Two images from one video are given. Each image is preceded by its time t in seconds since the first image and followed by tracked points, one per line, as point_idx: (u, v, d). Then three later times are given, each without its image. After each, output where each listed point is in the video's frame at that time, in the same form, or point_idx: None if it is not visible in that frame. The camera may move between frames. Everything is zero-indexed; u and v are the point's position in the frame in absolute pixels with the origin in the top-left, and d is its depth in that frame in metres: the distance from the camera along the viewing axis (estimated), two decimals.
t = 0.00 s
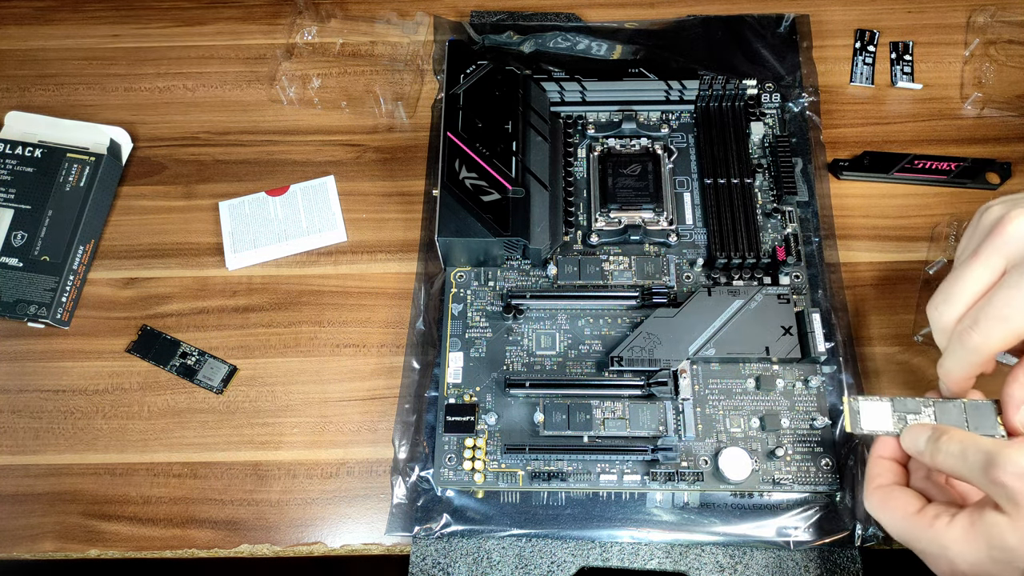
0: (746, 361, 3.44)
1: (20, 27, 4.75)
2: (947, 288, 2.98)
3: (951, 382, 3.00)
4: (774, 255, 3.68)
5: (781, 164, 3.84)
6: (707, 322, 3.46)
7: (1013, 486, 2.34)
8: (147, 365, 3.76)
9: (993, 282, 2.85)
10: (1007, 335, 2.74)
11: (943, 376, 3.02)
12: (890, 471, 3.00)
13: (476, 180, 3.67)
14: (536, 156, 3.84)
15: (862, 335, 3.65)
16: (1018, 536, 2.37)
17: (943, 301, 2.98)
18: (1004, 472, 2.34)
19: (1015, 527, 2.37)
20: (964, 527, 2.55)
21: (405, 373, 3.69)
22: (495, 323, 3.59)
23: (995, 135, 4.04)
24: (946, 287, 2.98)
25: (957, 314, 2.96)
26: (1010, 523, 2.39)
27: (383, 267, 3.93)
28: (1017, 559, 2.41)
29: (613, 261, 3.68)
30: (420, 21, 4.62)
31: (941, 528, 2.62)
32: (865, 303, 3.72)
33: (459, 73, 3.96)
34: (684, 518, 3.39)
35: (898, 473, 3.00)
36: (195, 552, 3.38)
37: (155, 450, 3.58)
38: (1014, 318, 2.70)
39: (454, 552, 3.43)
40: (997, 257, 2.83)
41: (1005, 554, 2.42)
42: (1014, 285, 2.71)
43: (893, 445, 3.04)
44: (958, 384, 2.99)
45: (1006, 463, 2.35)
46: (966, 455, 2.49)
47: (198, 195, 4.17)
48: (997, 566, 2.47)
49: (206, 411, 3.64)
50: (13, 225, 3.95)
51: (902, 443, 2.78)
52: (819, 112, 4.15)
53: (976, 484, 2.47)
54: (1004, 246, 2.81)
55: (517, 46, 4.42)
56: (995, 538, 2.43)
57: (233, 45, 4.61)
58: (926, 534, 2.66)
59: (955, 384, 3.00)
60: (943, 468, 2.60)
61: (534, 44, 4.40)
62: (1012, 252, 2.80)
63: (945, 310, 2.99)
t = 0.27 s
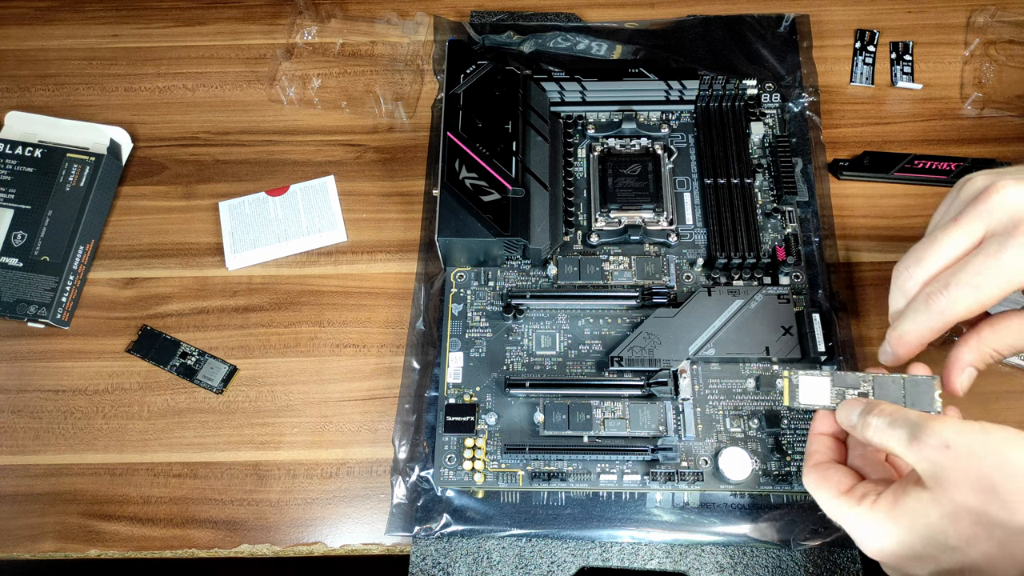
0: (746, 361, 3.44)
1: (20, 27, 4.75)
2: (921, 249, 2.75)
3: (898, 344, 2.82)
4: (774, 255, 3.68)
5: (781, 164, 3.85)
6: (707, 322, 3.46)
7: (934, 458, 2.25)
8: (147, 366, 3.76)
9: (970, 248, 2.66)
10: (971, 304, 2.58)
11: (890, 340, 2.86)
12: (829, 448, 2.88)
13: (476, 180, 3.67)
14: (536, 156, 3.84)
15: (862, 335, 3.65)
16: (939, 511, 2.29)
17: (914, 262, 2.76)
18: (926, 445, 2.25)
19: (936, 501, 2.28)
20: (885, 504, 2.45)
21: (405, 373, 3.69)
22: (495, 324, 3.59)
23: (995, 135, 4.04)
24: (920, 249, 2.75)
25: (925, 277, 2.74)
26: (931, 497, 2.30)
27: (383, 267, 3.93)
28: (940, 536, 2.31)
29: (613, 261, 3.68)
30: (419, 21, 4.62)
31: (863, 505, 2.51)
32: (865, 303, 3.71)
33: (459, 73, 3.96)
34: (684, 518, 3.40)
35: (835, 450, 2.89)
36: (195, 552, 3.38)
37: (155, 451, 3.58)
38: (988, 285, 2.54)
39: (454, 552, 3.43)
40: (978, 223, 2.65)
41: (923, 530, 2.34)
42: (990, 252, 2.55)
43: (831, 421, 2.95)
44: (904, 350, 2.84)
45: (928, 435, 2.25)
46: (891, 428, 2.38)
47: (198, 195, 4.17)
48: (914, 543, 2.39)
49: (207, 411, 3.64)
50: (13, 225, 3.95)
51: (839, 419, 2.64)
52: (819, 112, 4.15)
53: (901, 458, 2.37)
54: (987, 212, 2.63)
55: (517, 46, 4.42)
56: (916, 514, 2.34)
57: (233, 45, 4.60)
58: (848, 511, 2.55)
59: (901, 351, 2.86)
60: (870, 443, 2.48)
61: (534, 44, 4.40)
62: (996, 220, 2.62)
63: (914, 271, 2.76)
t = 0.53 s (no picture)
0: (746, 361, 3.44)
1: (20, 27, 4.75)
2: (921, 278, 2.62)
3: (895, 375, 2.81)
4: (774, 255, 3.68)
5: (781, 164, 3.85)
6: (707, 322, 3.46)
7: (901, 445, 2.35)
8: (147, 365, 3.76)
9: (971, 280, 2.59)
10: (974, 345, 2.58)
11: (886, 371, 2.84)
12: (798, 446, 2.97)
13: (476, 180, 3.67)
14: (536, 156, 3.84)
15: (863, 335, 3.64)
16: (905, 499, 2.36)
17: (916, 293, 2.62)
18: (892, 432, 2.36)
19: (902, 488, 2.36)
20: (852, 497, 2.51)
21: (405, 373, 3.69)
22: (495, 323, 3.59)
23: (995, 135, 4.04)
24: (921, 277, 2.61)
25: (925, 308, 2.64)
26: (897, 485, 2.38)
27: (383, 267, 3.93)
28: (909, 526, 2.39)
29: (613, 261, 3.68)
30: (419, 21, 4.62)
31: (832, 497, 2.58)
32: (865, 303, 3.71)
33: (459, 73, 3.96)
34: (684, 518, 3.40)
35: (802, 448, 2.99)
36: (195, 552, 3.38)
37: (155, 451, 3.58)
38: (994, 326, 2.54)
39: (454, 552, 3.43)
40: (982, 256, 2.56)
41: (890, 519, 2.40)
42: (996, 296, 2.53)
43: (797, 419, 3.10)
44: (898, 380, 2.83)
45: (895, 422, 2.37)
46: (859, 417, 2.49)
47: (198, 195, 4.17)
48: (881, 533, 2.45)
49: (206, 411, 3.64)
50: (13, 225, 3.95)
51: (807, 412, 2.77)
52: (819, 112, 4.15)
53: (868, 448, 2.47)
54: (992, 249, 2.56)
55: (517, 46, 4.42)
56: (882, 502, 2.41)
57: (233, 45, 4.60)
58: (818, 504, 2.61)
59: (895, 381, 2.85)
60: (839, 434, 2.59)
61: (534, 44, 4.41)
62: (1000, 254, 2.55)
63: (913, 301, 2.65)
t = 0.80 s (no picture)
0: (746, 361, 3.44)
1: (21, 27, 4.75)
2: (910, 276, 2.65)
3: (884, 371, 2.85)
4: (774, 255, 3.68)
5: (781, 164, 3.85)
6: (707, 322, 3.46)
7: (884, 443, 2.34)
8: (147, 365, 3.76)
9: (958, 278, 2.63)
10: (961, 340, 2.65)
11: (875, 367, 2.88)
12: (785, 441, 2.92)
13: (476, 180, 3.67)
14: (536, 155, 3.84)
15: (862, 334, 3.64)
16: (885, 496, 2.33)
17: (905, 291, 2.66)
18: (876, 429, 2.35)
19: (881, 485, 2.34)
20: (835, 494, 2.48)
21: (405, 373, 3.69)
22: (495, 324, 3.59)
23: (995, 135, 4.04)
24: (909, 277, 2.65)
25: (914, 304, 2.67)
26: (877, 481, 2.36)
27: (383, 267, 3.93)
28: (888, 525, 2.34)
29: (613, 261, 3.68)
30: (420, 21, 4.62)
31: (815, 495, 2.56)
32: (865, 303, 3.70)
33: (459, 73, 3.96)
34: (685, 518, 3.40)
35: (790, 443, 2.93)
36: (196, 552, 3.39)
37: (155, 451, 3.58)
38: (979, 323, 2.61)
39: (454, 551, 3.44)
40: (968, 254, 2.61)
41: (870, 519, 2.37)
42: (981, 293, 2.59)
43: (785, 414, 3.02)
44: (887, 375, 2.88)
45: (880, 420, 2.36)
46: (846, 414, 2.49)
47: (198, 195, 4.17)
48: (859, 532, 2.41)
49: (206, 411, 3.64)
50: (13, 225, 3.95)
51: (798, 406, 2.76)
52: (819, 112, 4.15)
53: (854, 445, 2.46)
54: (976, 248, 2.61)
55: (517, 46, 4.42)
56: (860, 499, 2.38)
57: (233, 45, 4.60)
58: (801, 501, 2.59)
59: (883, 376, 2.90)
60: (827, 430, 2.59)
61: (534, 44, 4.40)
62: (985, 253, 2.60)
63: (903, 299, 2.68)
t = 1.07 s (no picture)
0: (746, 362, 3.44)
1: (21, 27, 4.75)
2: (898, 276, 2.63)
3: (870, 369, 2.81)
4: (774, 255, 3.68)
5: (781, 164, 3.85)
6: (707, 322, 3.46)
7: (855, 422, 2.40)
8: (147, 365, 3.76)
9: (944, 278, 2.63)
10: (948, 339, 2.64)
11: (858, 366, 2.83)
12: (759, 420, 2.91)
13: (476, 180, 3.67)
14: (536, 155, 3.84)
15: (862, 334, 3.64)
16: (852, 474, 2.38)
17: (893, 290, 2.63)
18: (849, 408, 2.41)
19: (849, 461, 2.39)
20: (805, 471, 2.52)
21: (405, 373, 3.69)
22: (495, 324, 3.59)
23: (995, 135, 4.04)
24: (899, 276, 2.62)
25: (902, 304, 2.65)
26: (845, 458, 2.41)
27: (383, 267, 3.93)
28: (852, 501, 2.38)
29: (613, 261, 3.68)
30: (420, 21, 4.61)
31: (784, 473, 2.59)
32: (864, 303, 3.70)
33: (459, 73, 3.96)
34: (684, 518, 3.39)
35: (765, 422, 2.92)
36: (196, 552, 3.39)
37: (155, 451, 3.58)
38: (966, 322, 2.62)
39: (454, 551, 3.44)
40: (955, 253, 2.60)
41: (837, 495, 2.41)
42: (968, 293, 2.60)
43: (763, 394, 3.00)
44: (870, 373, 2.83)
45: (853, 401, 2.42)
46: (820, 394, 2.56)
47: (198, 195, 4.17)
48: (824, 509, 2.44)
49: (206, 411, 3.64)
50: (13, 225, 3.95)
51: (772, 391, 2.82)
52: (819, 112, 4.15)
53: (825, 425, 2.52)
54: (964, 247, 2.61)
55: (517, 46, 4.42)
56: (829, 475, 2.42)
57: (233, 45, 4.60)
58: (769, 479, 2.61)
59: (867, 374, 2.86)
60: (799, 411, 2.65)
61: (534, 44, 4.40)
62: (971, 252, 2.59)
63: (892, 298, 2.65)
